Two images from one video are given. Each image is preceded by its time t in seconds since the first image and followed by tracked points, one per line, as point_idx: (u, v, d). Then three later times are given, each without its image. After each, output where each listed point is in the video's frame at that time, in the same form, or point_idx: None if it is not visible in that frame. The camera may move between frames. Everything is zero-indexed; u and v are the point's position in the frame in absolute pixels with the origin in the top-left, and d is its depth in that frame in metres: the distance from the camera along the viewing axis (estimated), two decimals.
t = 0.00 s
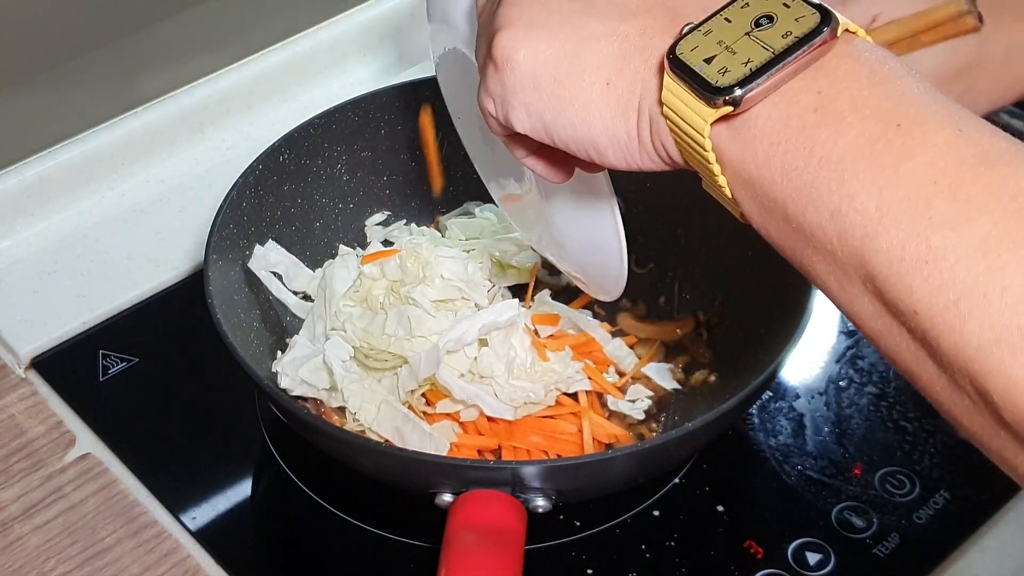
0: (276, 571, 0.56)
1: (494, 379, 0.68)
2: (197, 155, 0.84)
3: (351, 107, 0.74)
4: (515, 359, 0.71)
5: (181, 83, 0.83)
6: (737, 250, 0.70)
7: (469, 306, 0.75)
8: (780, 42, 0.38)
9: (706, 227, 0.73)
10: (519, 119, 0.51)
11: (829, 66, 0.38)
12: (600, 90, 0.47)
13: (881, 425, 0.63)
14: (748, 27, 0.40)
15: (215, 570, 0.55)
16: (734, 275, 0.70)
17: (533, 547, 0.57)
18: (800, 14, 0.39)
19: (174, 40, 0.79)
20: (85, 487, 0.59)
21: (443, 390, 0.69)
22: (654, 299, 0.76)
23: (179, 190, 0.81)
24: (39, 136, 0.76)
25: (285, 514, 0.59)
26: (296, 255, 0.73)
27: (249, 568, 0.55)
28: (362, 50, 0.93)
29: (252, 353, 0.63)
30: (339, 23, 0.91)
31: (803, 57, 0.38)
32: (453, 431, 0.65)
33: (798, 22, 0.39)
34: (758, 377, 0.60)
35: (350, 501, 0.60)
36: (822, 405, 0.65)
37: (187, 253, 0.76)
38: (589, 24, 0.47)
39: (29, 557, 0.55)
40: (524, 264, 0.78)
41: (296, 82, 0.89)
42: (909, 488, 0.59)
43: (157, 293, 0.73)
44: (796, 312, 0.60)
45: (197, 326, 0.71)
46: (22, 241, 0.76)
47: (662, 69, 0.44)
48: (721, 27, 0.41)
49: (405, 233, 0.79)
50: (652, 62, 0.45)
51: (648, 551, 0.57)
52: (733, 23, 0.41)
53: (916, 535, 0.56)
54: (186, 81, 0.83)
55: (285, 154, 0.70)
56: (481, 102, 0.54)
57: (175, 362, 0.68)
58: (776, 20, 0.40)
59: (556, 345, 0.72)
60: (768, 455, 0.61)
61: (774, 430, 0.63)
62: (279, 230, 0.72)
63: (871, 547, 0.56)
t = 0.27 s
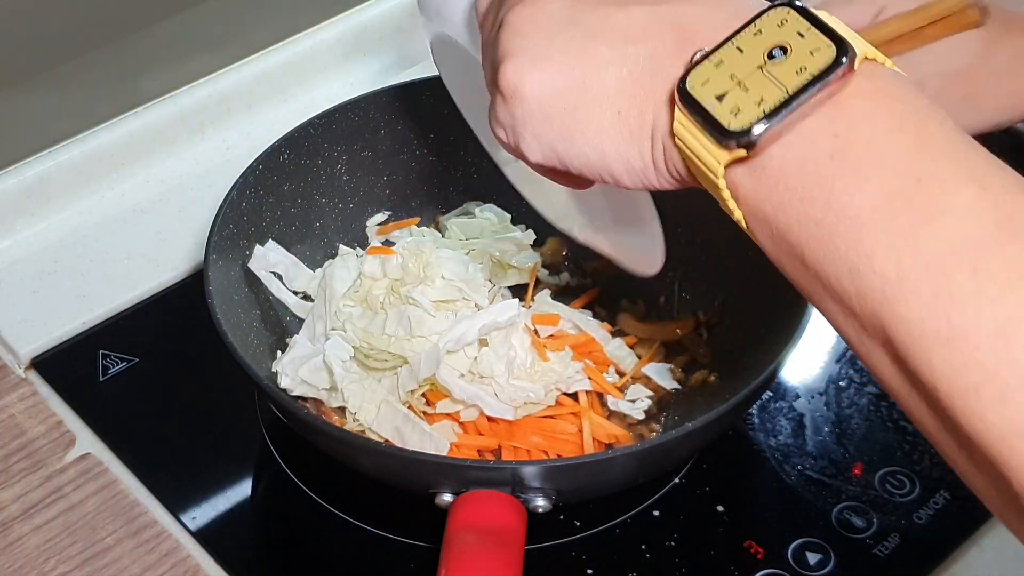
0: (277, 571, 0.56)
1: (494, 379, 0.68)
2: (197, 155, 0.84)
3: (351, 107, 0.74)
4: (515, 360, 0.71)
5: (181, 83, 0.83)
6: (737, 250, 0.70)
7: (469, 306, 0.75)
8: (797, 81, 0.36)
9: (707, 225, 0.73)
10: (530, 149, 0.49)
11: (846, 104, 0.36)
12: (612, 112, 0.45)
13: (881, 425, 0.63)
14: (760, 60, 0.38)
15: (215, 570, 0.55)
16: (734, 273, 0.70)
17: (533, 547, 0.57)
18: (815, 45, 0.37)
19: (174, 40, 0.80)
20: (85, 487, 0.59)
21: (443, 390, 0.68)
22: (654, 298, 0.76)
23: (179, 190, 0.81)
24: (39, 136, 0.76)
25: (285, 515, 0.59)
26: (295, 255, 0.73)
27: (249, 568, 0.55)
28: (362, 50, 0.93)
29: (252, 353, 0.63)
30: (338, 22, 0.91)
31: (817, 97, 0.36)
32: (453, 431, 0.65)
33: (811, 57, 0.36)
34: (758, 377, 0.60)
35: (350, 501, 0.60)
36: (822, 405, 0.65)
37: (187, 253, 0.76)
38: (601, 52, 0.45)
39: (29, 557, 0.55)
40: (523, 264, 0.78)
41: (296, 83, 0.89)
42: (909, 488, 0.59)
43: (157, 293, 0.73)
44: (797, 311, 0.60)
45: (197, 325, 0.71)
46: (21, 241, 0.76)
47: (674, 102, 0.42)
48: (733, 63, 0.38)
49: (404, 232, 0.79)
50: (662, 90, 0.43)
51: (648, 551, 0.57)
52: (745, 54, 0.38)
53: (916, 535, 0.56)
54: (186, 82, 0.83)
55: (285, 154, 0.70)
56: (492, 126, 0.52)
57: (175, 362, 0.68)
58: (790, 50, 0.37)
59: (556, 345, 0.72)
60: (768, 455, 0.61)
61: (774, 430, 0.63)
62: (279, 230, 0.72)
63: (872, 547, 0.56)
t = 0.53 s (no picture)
0: (277, 572, 0.56)
1: (494, 379, 0.68)
2: (197, 155, 0.84)
3: (351, 107, 0.74)
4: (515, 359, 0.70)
5: (180, 83, 0.83)
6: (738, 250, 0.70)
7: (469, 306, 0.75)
8: (998, 179, 0.47)
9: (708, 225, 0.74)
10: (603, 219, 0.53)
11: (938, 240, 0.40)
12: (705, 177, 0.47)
13: (881, 424, 0.63)
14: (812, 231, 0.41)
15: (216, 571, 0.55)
16: (733, 272, 0.71)
17: (533, 547, 0.57)
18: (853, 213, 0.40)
19: (173, 40, 0.80)
20: (84, 487, 0.59)
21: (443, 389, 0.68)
22: (654, 298, 0.76)
23: (179, 190, 0.81)
24: (39, 136, 0.76)
25: (285, 515, 0.59)
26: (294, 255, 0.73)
27: (249, 569, 0.55)
28: (362, 51, 0.93)
29: (252, 353, 0.63)
30: (338, 23, 0.91)
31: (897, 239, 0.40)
32: (452, 431, 0.65)
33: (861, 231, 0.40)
34: (758, 376, 0.60)
35: (351, 501, 0.60)
36: (822, 405, 0.64)
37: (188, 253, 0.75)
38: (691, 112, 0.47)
39: (29, 557, 0.55)
40: (524, 265, 0.78)
41: (296, 83, 0.89)
42: (909, 488, 0.59)
43: (157, 294, 0.73)
44: (797, 311, 0.59)
45: (198, 326, 0.71)
46: (22, 241, 0.76)
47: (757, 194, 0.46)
48: (952, 139, 0.48)
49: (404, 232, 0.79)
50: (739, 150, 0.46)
51: (648, 551, 0.57)
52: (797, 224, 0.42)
53: (916, 535, 0.56)
54: (186, 82, 0.83)
55: (285, 154, 0.70)
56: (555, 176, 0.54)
57: (175, 362, 0.68)
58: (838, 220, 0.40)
59: (556, 345, 0.72)
60: (768, 454, 0.61)
61: (774, 430, 0.63)
62: (279, 230, 0.71)
63: (871, 547, 0.56)
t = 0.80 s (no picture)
0: (277, 572, 0.56)
1: (494, 379, 0.68)
2: (197, 154, 0.84)
3: (350, 107, 0.74)
4: (515, 359, 0.70)
5: (180, 84, 0.83)
6: (738, 250, 0.70)
7: (469, 307, 0.74)
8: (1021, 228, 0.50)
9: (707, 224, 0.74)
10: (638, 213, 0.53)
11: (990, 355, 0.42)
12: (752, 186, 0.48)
13: (881, 424, 0.63)
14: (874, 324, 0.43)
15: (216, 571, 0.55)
16: (732, 272, 0.71)
17: (533, 547, 0.57)
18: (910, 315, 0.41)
19: (173, 39, 0.80)
20: (84, 487, 0.59)
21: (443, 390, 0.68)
22: (654, 298, 0.76)
23: (179, 190, 0.81)
24: (39, 136, 0.76)
25: (286, 514, 0.59)
26: (294, 254, 0.73)
27: (249, 569, 0.55)
28: (362, 51, 0.93)
29: (251, 353, 0.63)
30: (338, 23, 0.91)
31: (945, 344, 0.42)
32: (452, 430, 0.65)
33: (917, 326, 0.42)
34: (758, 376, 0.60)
35: (350, 501, 0.60)
36: (822, 404, 0.64)
37: (188, 253, 0.75)
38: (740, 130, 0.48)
39: (29, 557, 0.55)
40: (524, 264, 0.78)
41: (296, 83, 0.89)
42: (909, 488, 0.59)
43: (157, 294, 0.73)
44: (798, 311, 0.59)
45: (197, 326, 0.71)
46: (21, 241, 0.76)
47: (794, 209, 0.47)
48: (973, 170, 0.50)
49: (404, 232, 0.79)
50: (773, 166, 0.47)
51: (648, 551, 0.57)
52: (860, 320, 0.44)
53: (916, 535, 0.56)
54: (185, 81, 0.83)
55: (285, 154, 0.71)
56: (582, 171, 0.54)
57: (175, 362, 0.68)
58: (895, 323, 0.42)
59: (556, 345, 0.72)
60: (768, 454, 0.61)
61: (774, 429, 0.63)
62: (278, 230, 0.71)
63: (871, 547, 0.56)
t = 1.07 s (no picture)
0: (277, 572, 0.56)
1: (494, 379, 0.68)
2: (197, 154, 0.84)
3: (350, 107, 0.74)
4: (515, 359, 0.70)
5: (180, 84, 0.83)
6: (738, 250, 0.70)
7: (469, 307, 0.74)
8: None
9: (707, 224, 0.74)
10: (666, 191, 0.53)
11: None
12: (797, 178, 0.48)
13: (881, 424, 0.63)
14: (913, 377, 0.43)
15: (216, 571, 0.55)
16: (732, 272, 0.71)
17: (533, 547, 0.57)
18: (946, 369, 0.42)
19: (173, 39, 0.80)
20: (84, 487, 0.59)
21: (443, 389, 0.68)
22: (654, 298, 0.76)
23: (179, 190, 0.81)
24: (39, 136, 0.76)
25: (287, 514, 0.59)
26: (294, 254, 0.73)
27: (250, 569, 0.55)
28: (362, 51, 0.93)
29: (251, 352, 0.63)
30: (338, 23, 0.91)
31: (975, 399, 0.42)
32: (451, 430, 0.65)
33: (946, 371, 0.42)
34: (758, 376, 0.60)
35: (350, 501, 0.60)
36: (822, 404, 0.64)
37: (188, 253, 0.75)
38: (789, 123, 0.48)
39: (29, 557, 0.55)
40: (524, 265, 0.78)
41: (296, 83, 0.89)
42: (909, 488, 0.59)
43: (157, 294, 0.73)
44: (798, 311, 0.59)
45: (197, 326, 0.71)
46: (22, 241, 0.76)
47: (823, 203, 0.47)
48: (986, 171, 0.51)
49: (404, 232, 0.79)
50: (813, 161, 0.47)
51: (648, 551, 0.57)
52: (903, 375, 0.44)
53: (916, 535, 0.56)
54: (185, 81, 0.83)
55: (285, 154, 0.71)
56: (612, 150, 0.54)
57: (175, 362, 0.68)
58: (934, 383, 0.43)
59: (556, 345, 0.72)
60: (768, 454, 0.61)
61: (774, 429, 0.63)
62: (278, 230, 0.71)
63: (871, 547, 0.56)
